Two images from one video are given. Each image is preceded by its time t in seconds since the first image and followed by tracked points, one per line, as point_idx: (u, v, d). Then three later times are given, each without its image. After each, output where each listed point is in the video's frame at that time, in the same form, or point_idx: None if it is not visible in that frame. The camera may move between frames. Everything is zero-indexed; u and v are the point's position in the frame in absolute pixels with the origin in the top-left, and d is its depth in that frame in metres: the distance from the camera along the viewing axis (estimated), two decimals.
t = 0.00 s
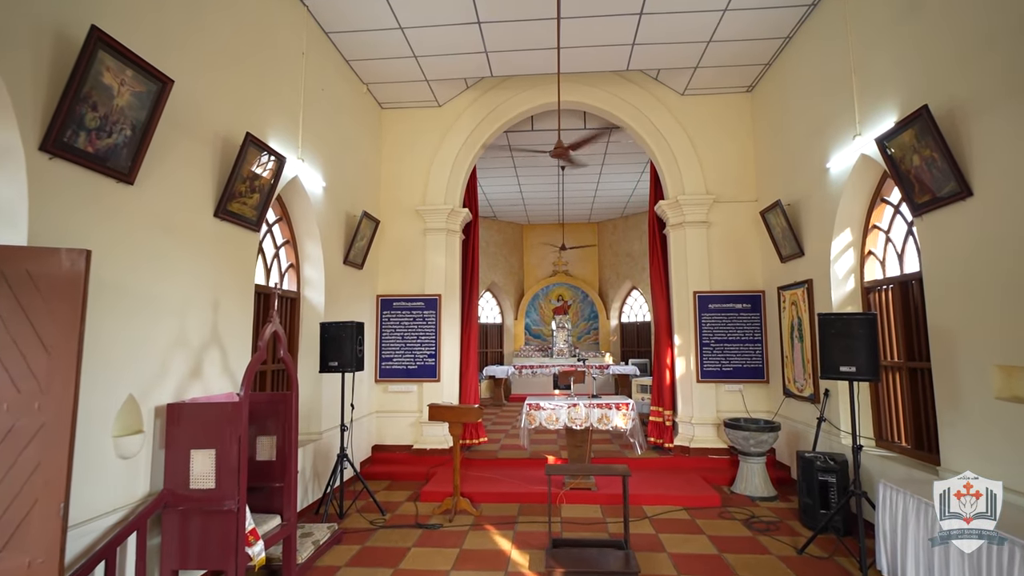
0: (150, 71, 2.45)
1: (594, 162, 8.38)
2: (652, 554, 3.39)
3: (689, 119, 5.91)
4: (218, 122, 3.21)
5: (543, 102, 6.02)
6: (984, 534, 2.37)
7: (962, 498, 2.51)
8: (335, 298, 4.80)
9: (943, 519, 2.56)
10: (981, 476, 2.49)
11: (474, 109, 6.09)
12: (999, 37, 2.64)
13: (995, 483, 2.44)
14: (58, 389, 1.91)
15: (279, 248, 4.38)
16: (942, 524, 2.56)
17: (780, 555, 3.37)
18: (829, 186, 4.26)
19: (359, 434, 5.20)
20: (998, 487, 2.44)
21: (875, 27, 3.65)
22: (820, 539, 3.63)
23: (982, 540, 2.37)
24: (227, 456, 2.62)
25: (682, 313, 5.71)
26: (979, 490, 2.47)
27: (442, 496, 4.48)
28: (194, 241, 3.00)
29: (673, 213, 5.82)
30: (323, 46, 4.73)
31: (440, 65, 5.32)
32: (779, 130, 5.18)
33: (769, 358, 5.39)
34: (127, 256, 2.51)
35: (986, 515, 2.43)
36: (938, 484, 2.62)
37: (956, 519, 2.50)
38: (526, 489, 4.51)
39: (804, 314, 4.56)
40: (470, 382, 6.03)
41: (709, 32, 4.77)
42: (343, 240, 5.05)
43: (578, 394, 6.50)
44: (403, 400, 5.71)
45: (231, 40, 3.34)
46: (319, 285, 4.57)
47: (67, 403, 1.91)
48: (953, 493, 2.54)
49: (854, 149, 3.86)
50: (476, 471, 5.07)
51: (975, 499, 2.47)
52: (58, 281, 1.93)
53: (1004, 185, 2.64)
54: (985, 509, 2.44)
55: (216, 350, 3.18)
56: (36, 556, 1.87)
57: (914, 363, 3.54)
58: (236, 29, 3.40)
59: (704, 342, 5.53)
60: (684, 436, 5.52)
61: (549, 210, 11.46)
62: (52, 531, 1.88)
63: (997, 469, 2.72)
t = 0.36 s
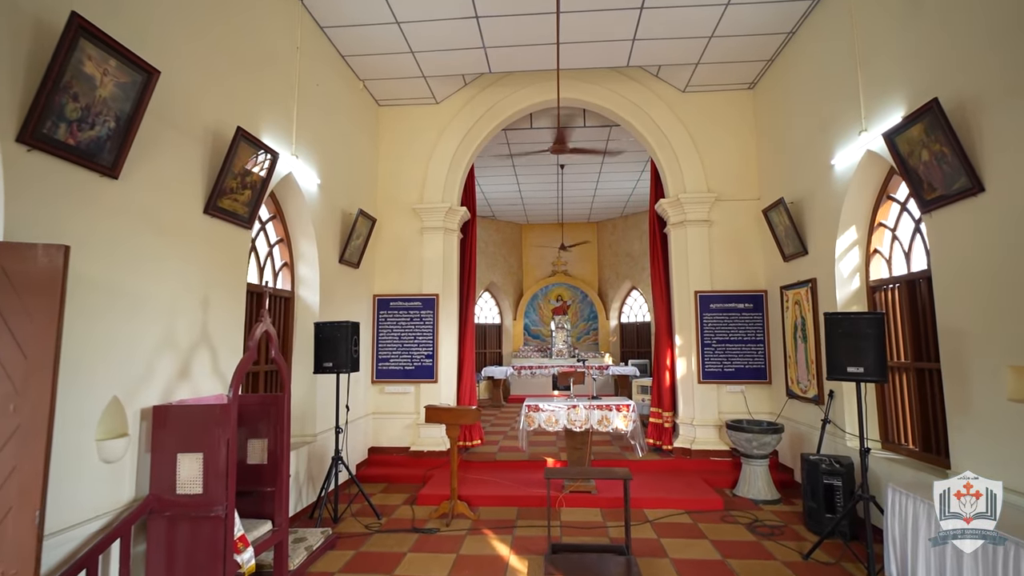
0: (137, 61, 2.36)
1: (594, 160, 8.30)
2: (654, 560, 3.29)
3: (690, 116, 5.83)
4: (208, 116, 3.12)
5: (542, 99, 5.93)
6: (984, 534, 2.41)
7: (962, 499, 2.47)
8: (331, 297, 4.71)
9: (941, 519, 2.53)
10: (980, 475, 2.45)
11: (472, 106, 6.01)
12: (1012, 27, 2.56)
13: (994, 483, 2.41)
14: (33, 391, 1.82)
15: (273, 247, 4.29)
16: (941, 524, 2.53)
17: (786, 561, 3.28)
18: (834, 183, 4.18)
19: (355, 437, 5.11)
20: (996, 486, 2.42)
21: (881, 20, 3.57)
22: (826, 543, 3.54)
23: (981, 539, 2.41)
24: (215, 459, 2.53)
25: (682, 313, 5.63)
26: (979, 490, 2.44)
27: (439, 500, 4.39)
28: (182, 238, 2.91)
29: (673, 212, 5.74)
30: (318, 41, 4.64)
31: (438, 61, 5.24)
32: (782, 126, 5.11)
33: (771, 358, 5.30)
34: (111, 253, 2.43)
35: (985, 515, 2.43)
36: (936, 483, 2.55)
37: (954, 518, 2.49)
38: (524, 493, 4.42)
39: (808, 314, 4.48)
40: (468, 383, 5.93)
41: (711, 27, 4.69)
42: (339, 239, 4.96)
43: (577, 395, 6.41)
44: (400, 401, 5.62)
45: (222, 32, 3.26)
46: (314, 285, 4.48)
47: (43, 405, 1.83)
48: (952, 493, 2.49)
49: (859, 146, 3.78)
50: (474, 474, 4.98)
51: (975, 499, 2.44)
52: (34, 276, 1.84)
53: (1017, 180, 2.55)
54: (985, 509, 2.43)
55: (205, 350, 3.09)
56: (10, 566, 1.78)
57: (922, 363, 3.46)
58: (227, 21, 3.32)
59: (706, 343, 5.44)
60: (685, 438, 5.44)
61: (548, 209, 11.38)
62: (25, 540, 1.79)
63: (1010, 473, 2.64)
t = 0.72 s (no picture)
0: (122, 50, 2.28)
1: (594, 159, 8.21)
2: (657, 567, 3.20)
3: (692, 114, 5.75)
4: (197, 109, 3.03)
5: (542, 96, 5.85)
6: (985, 534, 2.39)
7: (962, 499, 2.40)
8: (326, 296, 4.63)
9: (941, 519, 2.46)
10: (980, 475, 2.36)
11: (470, 103, 5.93)
12: None
13: (995, 483, 2.34)
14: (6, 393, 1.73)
15: (266, 245, 4.21)
16: (941, 524, 2.46)
17: (792, 567, 3.19)
18: (838, 181, 4.10)
19: (350, 439, 5.03)
20: (997, 486, 2.35)
21: (887, 13, 3.49)
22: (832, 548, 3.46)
23: (982, 539, 2.40)
24: (202, 463, 2.45)
25: (683, 313, 5.54)
26: (979, 490, 2.36)
27: (436, 503, 4.30)
28: (169, 234, 2.82)
29: (674, 210, 5.66)
30: (313, 35, 4.56)
31: (435, 57, 5.15)
32: (785, 123, 5.03)
33: (774, 359, 5.22)
34: (93, 249, 2.34)
35: (986, 515, 2.38)
36: (936, 483, 2.44)
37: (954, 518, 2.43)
38: (523, 496, 4.34)
39: (812, 314, 4.41)
40: (467, 385, 5.81)
41: (713, 22, 4.61)
42: (334, 237, 4.87)
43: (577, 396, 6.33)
44: (397, 403, 5.53)
45: (212, 23, 3.17)
46: (308, 284, 4.39)
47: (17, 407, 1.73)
48: (953, 493, 2.41)
49: (864, 142, 3.71)
50: (472, 477, 4.89)
51: (975, 499, 2.38)
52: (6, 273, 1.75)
53: None
54: (985, 509, 2.37)
55: (194, 351, 3.00)
56: None
57: (930, 364, 3.38)
58: (218, 13, 3.23)
59: (708, 343, 5.36)
60: (686, 440, 5.36)
61: (548, 209, 11.30)
62: None
63: None
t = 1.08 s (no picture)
0: (104, 39, 2.19)
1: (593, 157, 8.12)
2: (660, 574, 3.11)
3: (693, 111, 5.67)
4: (186, 103, 2.94)
5: (541, 92, 5.76)
6: (985, 534, 2.36)
7: (962, 498, 2.38)
8: (321, 296, 4.54)
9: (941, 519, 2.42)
10: (980, 475, 2.35)
11: (468, 100, 5.84)
12: None
13: (995, 483, 2.32)
14: None
15: (259, 243, 4.12)
16: (940, 524, 2.42)
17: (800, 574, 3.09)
18: (844, 178, 4.02)
19: (347, 441, 4.94)
20: (997, 485, 2.32)
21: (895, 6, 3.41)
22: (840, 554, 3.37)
23: (982, 539, 2.36)
24: (189, 468, 2.36)
25: (685, 313, 5.46)
26: (979, 490, 2.35)
27: (434, 507, 4.21)
28: (156, 232, 2.73)
29: (675, 209, 5.58)
30: (307, 30, 4.47)
31: (433, 53, 5.07)
32: (788, 119, 4.95)
33: (777, 360, 5.14)
34: (75, 247, 2.25)
35: (986, 515, 2.35)
36: (935, 484, 2.42)
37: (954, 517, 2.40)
38: (522, 500, 4.25)
39: (816, 313, 4.33)
40: (465, 387, 5.68)
41: (715, 17, 4.52)
42: (330, 236, 4.79)
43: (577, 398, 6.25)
44: (394, 404, 5.45)
45: (201, 15, 3.08)
46: (303, 283, 4.31)
47: None
48: (953, 493, 2.39)
49: (871, 138, 3.62)
50: (470, 480, 4.81)
51: (975, 499, 2.36)
52: None
53: None
54: (985, 509, 2.34)
55: (182, 352, 2.90)
56: None
57: (940, 365, 3.30)
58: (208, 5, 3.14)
59: (710, 344, 5.28)
60: (688, 442, 5.28)
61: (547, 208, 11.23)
62: None
63: None
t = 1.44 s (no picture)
0: (84, 28, 2.10)
1: (592, 156, 8.03)
2: None
3: (693, 108, 5.59)
4: (173, 97, 2.85)
5: (539, 90, 5.68)
6: (984, 534, 2.34)
7: (962, 498, 2.35)
8: (315, 296, 4.45)
9: (941, 519, 2.39)
10: (980, 475, 2.33)
11: (465, 97, 5.76)
12: None
13: (995, 482, 2.30)
14: None
15: (251, 242, 4.02)
16: (941, 524, 2.39)
17: None
18: (848, 175, 3.94)
19: (341, 444, 4.85)
20: (997, 485, 2.31)
21: None
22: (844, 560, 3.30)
23: (982, 539, 2.35)
24: (173, 474, 2.27)
25: (685, 314, 5.38)
26: (979, 490, 2.33)
27: (429, 511, 4.12)
28: (142, 229, 2.64)
29: (675, 208, 5.50)
30: (301, 25, 4.38)
31: (429, 49, 4.98)
32: (790, 117, 4.87)
33: (779, 361, 5.06)
34: (53, 244, 2.16)
35: (986, 515, 2.33)
36: (935, 483, 2.37)
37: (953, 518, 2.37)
38: (520, 504, 4.17)
39: (819, 314, 4.25)
40: (461, 388, 5.62)
41: (716, 13, 4.45)
42: (324, 235, 4.70)
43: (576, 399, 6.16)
44: (390, 406, 5.36)
45: (189, 6, 2.99)
46: (296, 283, 4.22)
47: None
48: (953, 493, 2.35)
49: (877, 135, 3.55)
50: (467, 483, 4.72)
51: (976, 499, 2.34)
52: None
53: None
54: (985, 509, 2.33)
55: (168, 353, 2.81)
56: None
57: (947, 366, 3.22)
58: None
59: (710, 344, 5.19)
60: (688, 445, 5.20)
61: (546, 208, 11.15)
62: None
63: None
